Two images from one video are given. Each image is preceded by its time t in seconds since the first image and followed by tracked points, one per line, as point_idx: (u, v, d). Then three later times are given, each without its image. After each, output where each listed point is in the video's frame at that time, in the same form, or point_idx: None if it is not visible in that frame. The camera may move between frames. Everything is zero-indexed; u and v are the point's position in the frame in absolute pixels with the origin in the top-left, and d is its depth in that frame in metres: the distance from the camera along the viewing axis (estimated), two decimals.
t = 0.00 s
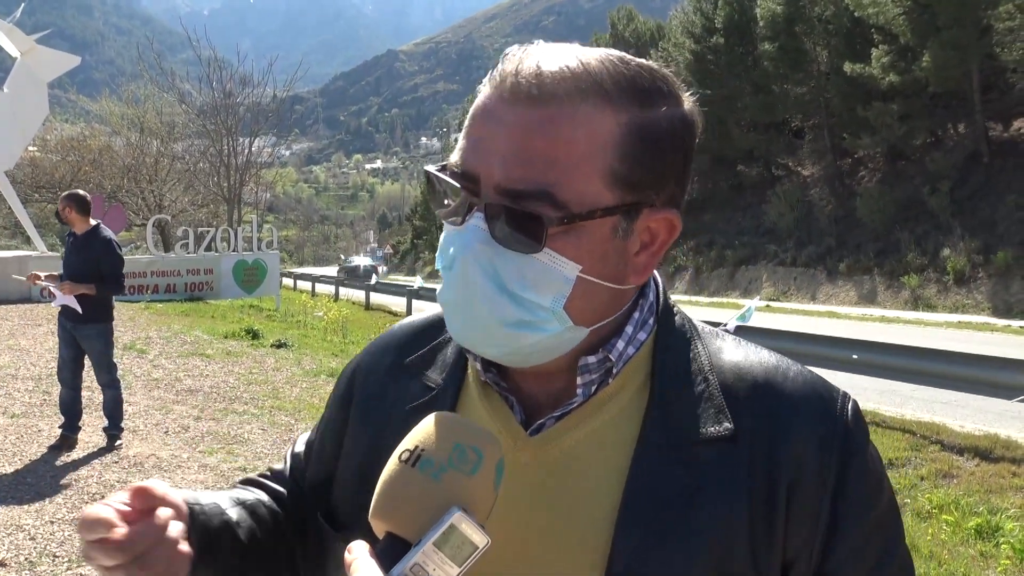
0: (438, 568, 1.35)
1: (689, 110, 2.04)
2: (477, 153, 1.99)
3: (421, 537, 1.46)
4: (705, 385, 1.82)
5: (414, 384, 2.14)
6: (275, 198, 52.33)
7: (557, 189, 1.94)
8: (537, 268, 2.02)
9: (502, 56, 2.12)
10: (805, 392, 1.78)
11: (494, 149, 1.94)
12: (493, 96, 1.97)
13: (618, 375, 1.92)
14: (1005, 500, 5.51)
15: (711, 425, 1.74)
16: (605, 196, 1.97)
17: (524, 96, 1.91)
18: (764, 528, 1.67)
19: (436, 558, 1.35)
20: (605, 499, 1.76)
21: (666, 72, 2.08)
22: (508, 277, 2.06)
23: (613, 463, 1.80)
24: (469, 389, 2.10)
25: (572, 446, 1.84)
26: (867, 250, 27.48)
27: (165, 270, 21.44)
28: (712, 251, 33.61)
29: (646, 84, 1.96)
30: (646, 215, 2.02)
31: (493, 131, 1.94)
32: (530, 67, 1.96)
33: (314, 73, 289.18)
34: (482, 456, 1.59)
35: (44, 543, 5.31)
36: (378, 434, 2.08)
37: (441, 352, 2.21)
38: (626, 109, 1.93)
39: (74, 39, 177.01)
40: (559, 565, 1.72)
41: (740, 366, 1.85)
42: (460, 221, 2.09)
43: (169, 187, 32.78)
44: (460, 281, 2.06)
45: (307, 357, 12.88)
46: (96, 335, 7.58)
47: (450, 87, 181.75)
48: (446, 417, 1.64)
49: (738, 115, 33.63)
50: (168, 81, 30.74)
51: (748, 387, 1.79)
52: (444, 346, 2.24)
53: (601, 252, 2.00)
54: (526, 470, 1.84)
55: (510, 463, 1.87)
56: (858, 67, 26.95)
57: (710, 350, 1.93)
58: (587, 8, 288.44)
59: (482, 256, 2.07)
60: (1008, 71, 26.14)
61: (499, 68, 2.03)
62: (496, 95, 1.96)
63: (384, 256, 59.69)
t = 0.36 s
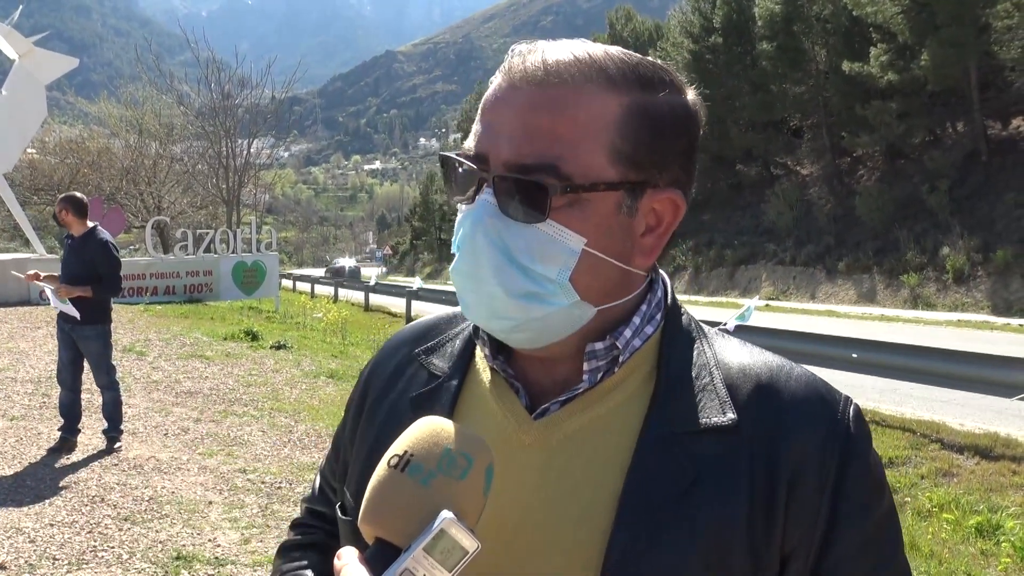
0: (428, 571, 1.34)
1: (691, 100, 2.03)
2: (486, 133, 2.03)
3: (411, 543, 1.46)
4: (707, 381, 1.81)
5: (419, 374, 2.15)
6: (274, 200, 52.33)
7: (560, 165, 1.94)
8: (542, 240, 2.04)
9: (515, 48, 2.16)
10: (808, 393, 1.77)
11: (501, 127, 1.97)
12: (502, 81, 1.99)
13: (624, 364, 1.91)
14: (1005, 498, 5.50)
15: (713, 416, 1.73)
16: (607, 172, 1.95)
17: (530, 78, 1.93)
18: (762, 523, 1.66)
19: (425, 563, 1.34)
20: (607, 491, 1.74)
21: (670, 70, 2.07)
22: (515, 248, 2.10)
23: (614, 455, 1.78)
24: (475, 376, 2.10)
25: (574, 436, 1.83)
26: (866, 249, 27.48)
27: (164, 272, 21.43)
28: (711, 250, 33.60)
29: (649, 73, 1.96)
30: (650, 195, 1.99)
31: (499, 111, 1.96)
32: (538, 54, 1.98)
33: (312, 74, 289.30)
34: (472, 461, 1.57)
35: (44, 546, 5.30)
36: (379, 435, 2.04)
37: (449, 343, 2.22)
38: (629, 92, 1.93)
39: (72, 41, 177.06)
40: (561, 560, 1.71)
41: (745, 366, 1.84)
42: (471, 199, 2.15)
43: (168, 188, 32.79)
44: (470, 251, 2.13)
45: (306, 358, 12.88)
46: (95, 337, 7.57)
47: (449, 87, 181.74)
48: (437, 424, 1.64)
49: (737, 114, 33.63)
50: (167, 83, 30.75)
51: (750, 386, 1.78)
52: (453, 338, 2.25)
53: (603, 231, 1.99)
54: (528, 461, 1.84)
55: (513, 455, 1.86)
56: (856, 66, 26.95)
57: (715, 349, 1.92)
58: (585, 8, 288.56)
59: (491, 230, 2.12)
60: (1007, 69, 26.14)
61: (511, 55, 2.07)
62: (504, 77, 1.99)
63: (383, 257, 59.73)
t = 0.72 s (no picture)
0: (424, 571, 1.35)
1: (701, 92, 2.04)
2: (499, 126, 2.03)
3: (406, 542, 1.47)
4: (723, 379, 1.81)
5: (432, 373, 2.15)
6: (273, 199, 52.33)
7: (574, 151, 1.94)
8: (557, 228, 2.02)
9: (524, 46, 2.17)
10: (826, 393, 1.76)
11: (515, 117, 1.97)
12: (514, 74, 1.99)
13: (639, 363, 1.91)
14: (1005, 498, 5.50)
15: (729, 416, 1.73)
16: (621, 158, 1.94)
17: (543, 68, 1.94)
18: (781, 526, 1.65)
19: (421, 562, 1.35)
20: (622, 489, 1.75)
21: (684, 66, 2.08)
22: (530, 238, 2.09)
23: (628, 452, 1.79)
24: (490, 373, 2.10)
25: (588, 436, 1.83)
26: (865, 248, 27.49)
27: (163, 271, 21.39)
28: (711, 249, 33.60)
29: (659, 64, 1.98)
30: (665, 182, 1.98)
31: (513, 102, 1.96)
32: (548, 47, 1.99)
33: (312, 74, 289.19)
34: (468, 462, 1.58)
35: (43, 546, 5.29)
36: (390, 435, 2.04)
37: (463, 341, 2.22)
38: (640, 82, 1.94)
39: (72, 40, 177.03)
40: (575, 560, 1.71)
41: (761, 365, 1.84)
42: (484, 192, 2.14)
43: (167, 188, 32.76)
44: (485, 246, 2.12)
45: (305, 358, 12.87)
46: (93, 336, 7.56)
47: (448, 87, 181.70)
48: (433, 422, 1.63)
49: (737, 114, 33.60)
50: (166, 83, 30.72)
51: (765, 386, 1.78)
52: (467, 335, 2.25)
53: (617, 216, 1.98)
54: (542, 460, 1.84)
55: (527, 454, 1.86)
56: (856, 66, 26.95)
57: (731, 349, 1.92)
58: (585, 8, 288.59)
59: (505, 222, 2.11)
60: (1006, 69, 26.14)
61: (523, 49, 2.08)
62: (514, 69, 2.00)
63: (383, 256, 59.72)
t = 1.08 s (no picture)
0: (420, 570, 1.34)
1: (682, 89, 2.01)
2: (471, 153, 2.02)
3: (403, 540, 1.47)
4: (718, 384, 1.81)
5: (428, 381, 2.15)
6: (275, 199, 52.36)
7: (550, 174, 1.93)
8: (540, 255, 2.03)
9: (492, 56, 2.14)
10: (824, 397, 1.76)
11: (485, 143, 1.96)
12: (482, 96, 1.98)
13: (635, 370, 1.92)
14: (1007, 499, 5.49)
15: (727, 424, 1.73)
16: (599, 177, 1.93)
17: (507, 90, 1.92)
18: (781, 532, 1.65)
19: (418, 561, 1.34)
20: (618, 496, 1.75)
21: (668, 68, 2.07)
22: (512, 262, 2.09)
23: (625, 458, 1.79)
24: (484, 382, 2.10)
25: (587, 441, 1.83)
26: (866, 248, 27.47)
27: (164, 272, 21.39)
28: (712, 250, 33.57)
29: (632, 67, 1.95)
30: (649, 194, 1.98)
31: (482, 128, 1.95)
32: (511, 63, 1.96)
33: (313, 74, 289.21)
34: (465, 459, 1.58)
35: (44, 547, 5.29)
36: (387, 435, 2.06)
37: (458, 348, 2.22)
38: (611, 91, 1.91)
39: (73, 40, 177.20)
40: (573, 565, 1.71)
41: (759, 369, 1.83)
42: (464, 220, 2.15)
43: (168, 189, 32.78)
44: (469, 278, 2.13)
45: (306, 358, 12.87)
46: (94, 336, 7.56)
47: (449, 87, 181.77)
48: (430, 422, 1.64)
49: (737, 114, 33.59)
50: (167, 83, 30.72)
51: (762, 392, 1.78)
52: (461, 343, 2.25)
53: (600, 237, 1.98)
54: (538, 467, 1.84)
55: (522, 463, 1.87)
56: (857, 66, 26.95)
57: (728, 352, 1.91)
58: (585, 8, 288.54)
59: (486, 248, 2.11)
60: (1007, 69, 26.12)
61: (487, 66, 2.06)
62: (480, 94, 1.98)
63: (384, 257, 59.70)
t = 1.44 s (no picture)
0: (422, 570, 1.35)
1: (670, 94, 2.02)
2: (458, 162, 2.03)
3: (401, 544, 1.48)
4: (710, 389, 1.82)
5: (420, 386, 2.15)
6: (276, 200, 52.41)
7: (537, 180, 1.94)
8: (528, 264, 2.04)
9: (479, 62, 2.15)
10: (816, 402, 1.76)
11: (472, 152, 1.96)
12: (465, 106, 1.98)
13: (625, 376, 1.92)
14: (1007, 501, 5.50)
15: (718, 428, 1.73)
16: (586, 182, 1.94)
17: (493, 98, 1.92)
18: (772, 535, 1.66)
19: (419, 562, 1.35)
20: (610, 501, 1.74)
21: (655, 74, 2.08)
22: (501, 271, 2.11)
23: (616, 461, 1.79)
24: (476, 387, 2.10)
25: (580, 446, 1.83)
26: (868, 250, 27.45)
27: (165, 273, 21.39)
28: (714, 252, 33.56)
29: (620, 73, 1.95)
30: (636, 200, 1.98)
31: (469, 135, 1.95)
32: (496, 72, 1.97)
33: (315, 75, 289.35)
34: (465, 461, 1.57)
35: (46, 547, 5.31)
36: (380, 437, 2.07)
37: (449, 353, 2.22)
38: (597, 97, 1.92)
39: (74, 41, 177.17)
40: (567, 564, 1.71)
41: (749, 373, 1.85)
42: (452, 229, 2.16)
43: (170, 189, 32.81)
44: (455, 287, 2.14)
45: (308, 359, 12.88)
46: (95, 337, 7.57)
47: (451, 88, 181.81)
48: (427, 428, 1.64)
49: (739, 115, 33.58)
50: (169, 84, 30.74)
51: (753, 396, 1.78)
52: (452, 348, 2.25)
53: (588, 243, 1.98)
54: (530, 471, 1.84)
55: (513, 466, 1.87)
56: (859, 68, 26.96)
57: (718, 357, 1.92)
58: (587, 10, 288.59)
59: (475, 257, 2.13)
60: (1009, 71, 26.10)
61: (473, 74, 2.07)
62: (463, 104, 1.99)
63: (385, 258, 59.70)
